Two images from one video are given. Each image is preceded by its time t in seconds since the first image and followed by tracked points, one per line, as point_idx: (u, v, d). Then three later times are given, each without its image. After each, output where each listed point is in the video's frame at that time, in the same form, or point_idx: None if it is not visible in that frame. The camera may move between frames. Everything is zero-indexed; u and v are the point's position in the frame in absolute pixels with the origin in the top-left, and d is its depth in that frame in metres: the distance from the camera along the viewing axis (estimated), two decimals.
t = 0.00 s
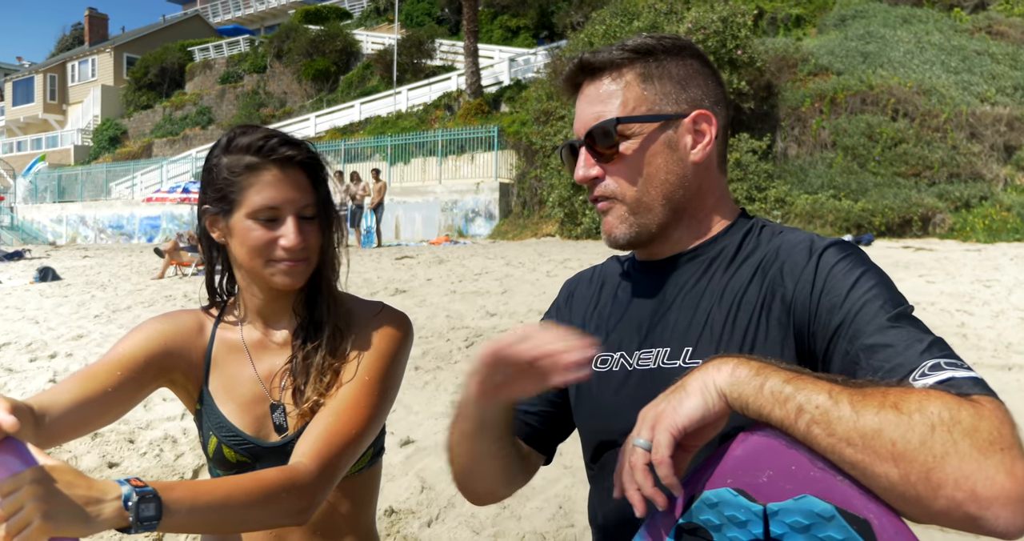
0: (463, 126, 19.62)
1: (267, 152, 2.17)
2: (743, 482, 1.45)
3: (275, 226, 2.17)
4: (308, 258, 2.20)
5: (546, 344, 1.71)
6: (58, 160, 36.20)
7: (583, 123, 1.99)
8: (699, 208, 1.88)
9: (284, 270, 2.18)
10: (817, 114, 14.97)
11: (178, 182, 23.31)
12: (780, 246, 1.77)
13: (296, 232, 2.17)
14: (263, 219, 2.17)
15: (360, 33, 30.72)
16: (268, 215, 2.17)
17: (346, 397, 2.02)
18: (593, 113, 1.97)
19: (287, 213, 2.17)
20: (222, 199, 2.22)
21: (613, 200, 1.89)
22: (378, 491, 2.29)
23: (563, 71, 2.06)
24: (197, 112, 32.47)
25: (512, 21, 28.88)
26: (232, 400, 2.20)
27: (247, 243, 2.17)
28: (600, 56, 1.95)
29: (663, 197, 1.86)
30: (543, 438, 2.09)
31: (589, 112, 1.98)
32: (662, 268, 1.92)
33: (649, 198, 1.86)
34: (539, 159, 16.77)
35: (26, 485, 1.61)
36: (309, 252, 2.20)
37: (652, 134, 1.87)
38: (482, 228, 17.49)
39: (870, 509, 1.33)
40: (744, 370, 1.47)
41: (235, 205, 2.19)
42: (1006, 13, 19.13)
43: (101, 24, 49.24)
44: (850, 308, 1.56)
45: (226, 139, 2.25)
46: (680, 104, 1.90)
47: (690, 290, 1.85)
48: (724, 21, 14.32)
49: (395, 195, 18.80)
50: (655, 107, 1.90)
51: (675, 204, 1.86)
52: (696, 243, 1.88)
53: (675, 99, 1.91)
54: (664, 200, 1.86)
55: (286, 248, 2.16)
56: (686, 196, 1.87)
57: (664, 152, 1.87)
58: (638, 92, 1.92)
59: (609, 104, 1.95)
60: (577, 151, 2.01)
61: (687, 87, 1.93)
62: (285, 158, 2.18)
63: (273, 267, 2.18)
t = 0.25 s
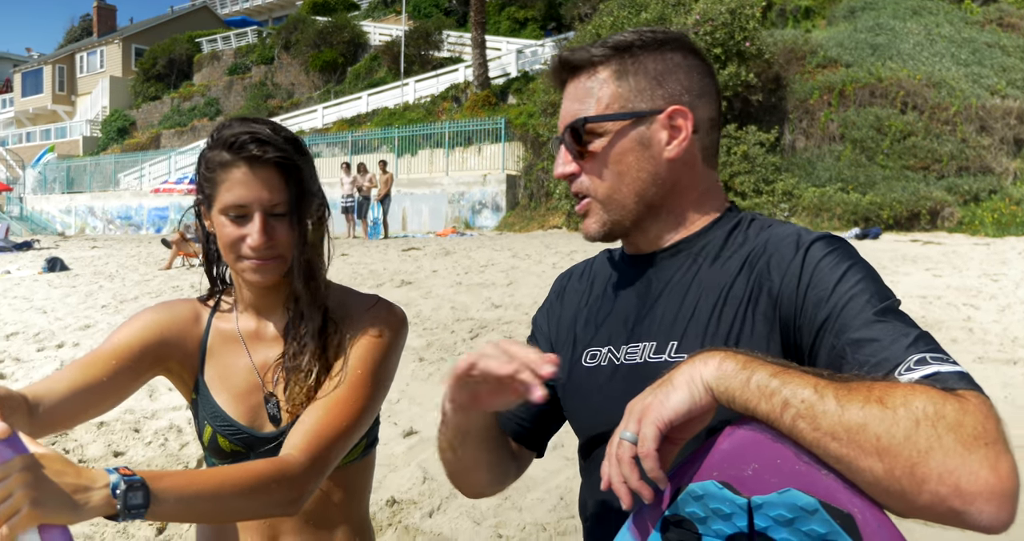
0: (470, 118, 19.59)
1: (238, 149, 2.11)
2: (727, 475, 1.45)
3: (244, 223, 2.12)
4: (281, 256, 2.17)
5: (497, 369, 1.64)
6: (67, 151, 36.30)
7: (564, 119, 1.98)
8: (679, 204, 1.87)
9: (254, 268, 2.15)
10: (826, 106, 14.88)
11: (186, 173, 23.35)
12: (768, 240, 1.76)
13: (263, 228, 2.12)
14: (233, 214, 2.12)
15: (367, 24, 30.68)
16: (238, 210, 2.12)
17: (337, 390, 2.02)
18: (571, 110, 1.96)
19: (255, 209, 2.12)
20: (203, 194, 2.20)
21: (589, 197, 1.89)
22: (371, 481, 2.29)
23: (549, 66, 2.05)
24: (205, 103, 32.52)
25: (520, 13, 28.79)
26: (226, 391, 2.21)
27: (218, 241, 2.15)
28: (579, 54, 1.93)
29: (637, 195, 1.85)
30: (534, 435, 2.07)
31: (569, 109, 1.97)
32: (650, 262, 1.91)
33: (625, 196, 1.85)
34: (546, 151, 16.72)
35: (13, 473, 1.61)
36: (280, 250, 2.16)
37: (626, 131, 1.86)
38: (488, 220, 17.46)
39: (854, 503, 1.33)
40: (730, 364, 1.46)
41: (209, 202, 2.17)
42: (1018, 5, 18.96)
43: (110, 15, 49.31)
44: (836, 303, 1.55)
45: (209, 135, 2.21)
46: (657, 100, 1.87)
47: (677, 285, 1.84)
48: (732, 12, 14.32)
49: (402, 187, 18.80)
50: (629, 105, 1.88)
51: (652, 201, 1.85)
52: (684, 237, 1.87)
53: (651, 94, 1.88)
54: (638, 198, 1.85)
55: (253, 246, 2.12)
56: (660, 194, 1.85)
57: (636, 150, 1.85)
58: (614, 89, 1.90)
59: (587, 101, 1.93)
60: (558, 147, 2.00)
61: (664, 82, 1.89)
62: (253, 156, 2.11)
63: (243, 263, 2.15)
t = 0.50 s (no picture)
0: (480, 112, 19.59)
1: (224, 137, 2.13)
2: (710, 475, 1.45)
3: (221, 209, 2.14)
4: (258, 246, 2.16)
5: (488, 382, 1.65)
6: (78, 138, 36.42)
7: (563, 115, 1.97)
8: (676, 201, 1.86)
9: (229, 254, 2.15)
10: (836, 105, 14.80)
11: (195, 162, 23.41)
12: (758, 239, 1.75)
13: (236, 216, 2.13)
14: (215, 201, 2.15)
15: (379, 16, 30.68)
16: (218, 198, 2.15)
17: (332, 383, 2.03)
18: (571, 106, 1.95)
19: (233, 197, 2.13)
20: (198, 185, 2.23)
21: (589, 192, 1.89)
22: (365, 474, 2.29)
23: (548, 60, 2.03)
24: (216, 93, 32.59)
25: (531, 7, 28.72)
26: (223, 380, 2.22)
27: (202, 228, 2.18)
28: (580, 50, 1.91)
29: (636, 191, 1.85)
30: (534, 433, 2.09)
31: (568, 105, 1.96)
32: (644, 259, 1.90)
33: (624, 192, 1.85)
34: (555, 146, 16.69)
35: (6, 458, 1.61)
36: (256, 239, 2.15)
37: (626, 129, 1.85)
38: (496, 214, 17.45)
39: (834, 505, 1.32)
40: (714, 364, 1.46)
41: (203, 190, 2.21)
42: None
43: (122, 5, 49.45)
44: (823, 304, 1.54)
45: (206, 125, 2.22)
46: (656, 98, 1.87)
47: (667, 282, 1.84)
48: (743, 9, 14.32)
49: (410, 180, 18.80)
50: (630, 102, 1.87)
51: (650, 196, 1.85)
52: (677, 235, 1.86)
53: (651, 92, 1.87)
54: (636, 194, 1.85)
55: (226, 233, 2.12)
56: (659, 191, 1.85)
57: (638, 147, 1.84)
58: (614, 86, 1.89)
59: (587, 98, 1.92)
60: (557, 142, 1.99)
61: (663, 79, 1.88)
62: (234, 145, 2.12)
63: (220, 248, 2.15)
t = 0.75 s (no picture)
0: (495, 111, 19.57)
1: (236, 136, 2.12)
2: (720, 485, 1.44)
3: (233, 210, 2.14)
4: (268, 246, 2.15)
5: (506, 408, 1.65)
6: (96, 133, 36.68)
7: (593, 114, 1.93)
8: (708, 205, 1.86)
9: (241, 255, 2.15)
10: (853, 108, 14.68)
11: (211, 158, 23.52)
12: (771, 247, 1.73)
13: (246, 217, 2.12)
14: (227, 202, 2.14)
15: (395, 15, 30.72)
16: (230, 199, 2.14)
17: (344, 384, 2.02)
18: (604, 104, 1.90)
19: (243, 198, 2.12)
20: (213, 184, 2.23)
21: (630, 193, 1.85)
22: (376, 476, 2.28)
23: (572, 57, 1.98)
24: (233, 90, 32.76)
25: (548, 7, 28.69)
26: (236, 379, 2.22)
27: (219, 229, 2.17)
28: (618, 45, 1.87)
29: (677, 192, 1.83)
30: (545, 441, 2.06)
31: (599, 102, 1.91)
32: (660, 266, 1.88)
33: (663, 195, 1.83)
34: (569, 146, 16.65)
35: (19, 456, 1.63)
36: (266, 240, 2.14)
37: (668, 130, 1.84)
38: (509, 213, 17.44)
39: (846, 518, 1.32)
40: (725, 374, 1.43)
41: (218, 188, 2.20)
42: None
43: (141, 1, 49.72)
44: (838, 314, 1.52)
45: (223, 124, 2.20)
46: (695, 101, 1.86)
47: (680, 290, 1.82)
48: (761, 11, 14.24)
49: (425, 178, 18.82)
50: (672, 104, 1.85)
51: (685, 199, 1.84)
52: (692, 243, 1.84)
53: (692, 94, 1.86)
54: (676, 196, 1.83)
55: (237, 234, 2.11)
56: (698, 193, 1.85)
57: (683, 149, 1.83)
58: (655, 85, 1.86)
59: (625, 95, 1.88)
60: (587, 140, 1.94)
61: (702, 83, 1.87)
62: (245, 146, 2.12)
63: (233, 249, 2.15)
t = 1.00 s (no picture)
0: (501, 109, 19.54)
1: (255, 137, 2.12)
2: (762, 494, 1.46)
3: (252, 212, 2.13)
4: (287, 249, 2.15)
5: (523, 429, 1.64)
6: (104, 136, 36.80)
7: (599, 113, 1.94)
8: (721, 204, 1.83)
9: (259, 257, 2.15)
10: (863, 102, 14.59)
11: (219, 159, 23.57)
12: (804, 247, 1.71)
13: (266, 218, 2.11)
14: (245, 202, 2.14)
15: (401, 14, 30.71)
16: (248, 200, 2.13)
17: (366, 391, 2.01)
18: (609, 103, 1.91)
19: (262, 199, 2.11)
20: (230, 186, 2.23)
21: (636, 192, 1.86)
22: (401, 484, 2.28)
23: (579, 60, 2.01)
24: (240, 90, 32.82)
25: (553, 4, 28.63)
26: (255, 385, 2.21)
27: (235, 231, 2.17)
28: (620, 44, 1.89)
29: (684, 191, 1.82)
30: (580, 457, 2.02)
31: (605, 102, 1.92)
32: (683, 268, 1.86)
33: (671, 194, 1.82)
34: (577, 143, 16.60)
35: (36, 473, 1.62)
36: (285, 244, 2.14)
37: (673, 126, 1.83)
38: (518, 211, 17.44)
39: (897, 529, 1.28)
40: (767, 378, 1.42)
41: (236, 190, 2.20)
42: None
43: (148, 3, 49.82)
44: (877, 316, 1.49)
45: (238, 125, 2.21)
46: (702, 96, 1.85)
47: (709, 293, 1.80)
48: (769, 5, 14.14)
49: (432, 177, 18.80)
50: (677, 100, 1.85)
51: (695, 199, 1.82)
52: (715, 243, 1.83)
53: (698, 90, 1.86)
54: (685, 195, 1.82)
55: (256, 236, 2.11)
56: (707, 192, 1.83)
57: (687, 145, 1.82)
58: (658, 82, 1.87)
59: (628, 93, 1.89)
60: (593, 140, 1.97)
61: (710, 78, 1.87)
62: (264, 146, 2.10)
63: (251, 253, 2.15)
